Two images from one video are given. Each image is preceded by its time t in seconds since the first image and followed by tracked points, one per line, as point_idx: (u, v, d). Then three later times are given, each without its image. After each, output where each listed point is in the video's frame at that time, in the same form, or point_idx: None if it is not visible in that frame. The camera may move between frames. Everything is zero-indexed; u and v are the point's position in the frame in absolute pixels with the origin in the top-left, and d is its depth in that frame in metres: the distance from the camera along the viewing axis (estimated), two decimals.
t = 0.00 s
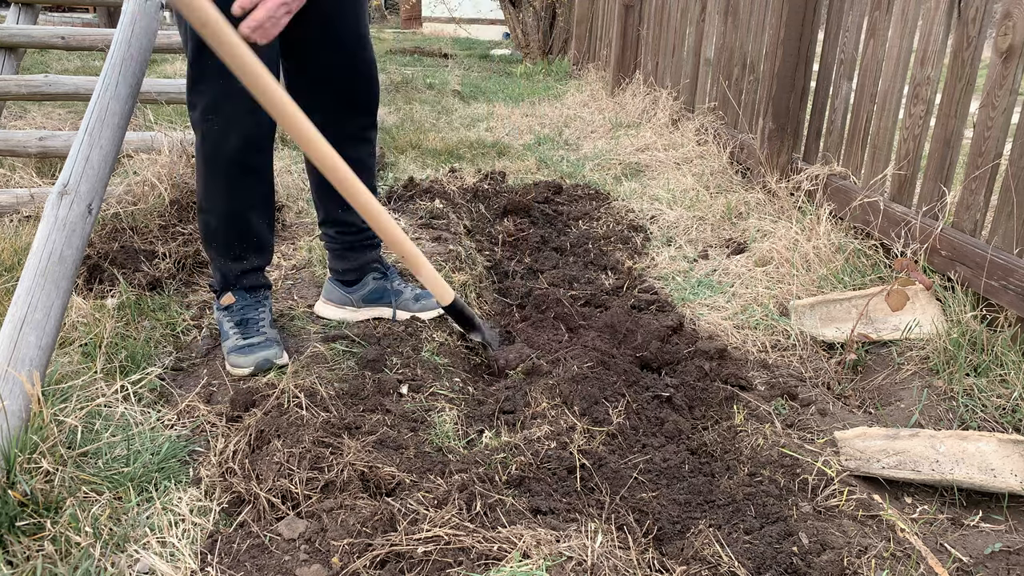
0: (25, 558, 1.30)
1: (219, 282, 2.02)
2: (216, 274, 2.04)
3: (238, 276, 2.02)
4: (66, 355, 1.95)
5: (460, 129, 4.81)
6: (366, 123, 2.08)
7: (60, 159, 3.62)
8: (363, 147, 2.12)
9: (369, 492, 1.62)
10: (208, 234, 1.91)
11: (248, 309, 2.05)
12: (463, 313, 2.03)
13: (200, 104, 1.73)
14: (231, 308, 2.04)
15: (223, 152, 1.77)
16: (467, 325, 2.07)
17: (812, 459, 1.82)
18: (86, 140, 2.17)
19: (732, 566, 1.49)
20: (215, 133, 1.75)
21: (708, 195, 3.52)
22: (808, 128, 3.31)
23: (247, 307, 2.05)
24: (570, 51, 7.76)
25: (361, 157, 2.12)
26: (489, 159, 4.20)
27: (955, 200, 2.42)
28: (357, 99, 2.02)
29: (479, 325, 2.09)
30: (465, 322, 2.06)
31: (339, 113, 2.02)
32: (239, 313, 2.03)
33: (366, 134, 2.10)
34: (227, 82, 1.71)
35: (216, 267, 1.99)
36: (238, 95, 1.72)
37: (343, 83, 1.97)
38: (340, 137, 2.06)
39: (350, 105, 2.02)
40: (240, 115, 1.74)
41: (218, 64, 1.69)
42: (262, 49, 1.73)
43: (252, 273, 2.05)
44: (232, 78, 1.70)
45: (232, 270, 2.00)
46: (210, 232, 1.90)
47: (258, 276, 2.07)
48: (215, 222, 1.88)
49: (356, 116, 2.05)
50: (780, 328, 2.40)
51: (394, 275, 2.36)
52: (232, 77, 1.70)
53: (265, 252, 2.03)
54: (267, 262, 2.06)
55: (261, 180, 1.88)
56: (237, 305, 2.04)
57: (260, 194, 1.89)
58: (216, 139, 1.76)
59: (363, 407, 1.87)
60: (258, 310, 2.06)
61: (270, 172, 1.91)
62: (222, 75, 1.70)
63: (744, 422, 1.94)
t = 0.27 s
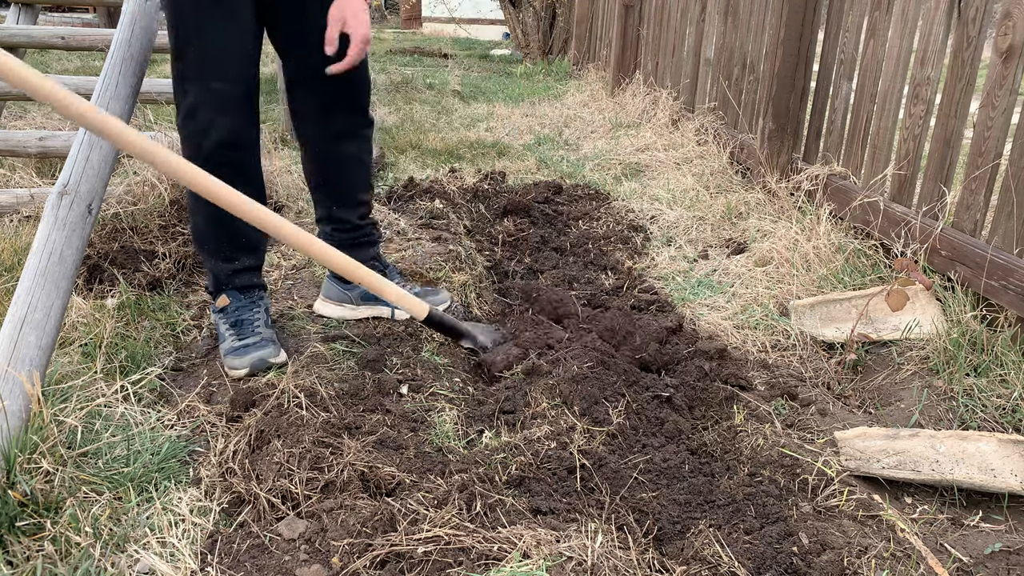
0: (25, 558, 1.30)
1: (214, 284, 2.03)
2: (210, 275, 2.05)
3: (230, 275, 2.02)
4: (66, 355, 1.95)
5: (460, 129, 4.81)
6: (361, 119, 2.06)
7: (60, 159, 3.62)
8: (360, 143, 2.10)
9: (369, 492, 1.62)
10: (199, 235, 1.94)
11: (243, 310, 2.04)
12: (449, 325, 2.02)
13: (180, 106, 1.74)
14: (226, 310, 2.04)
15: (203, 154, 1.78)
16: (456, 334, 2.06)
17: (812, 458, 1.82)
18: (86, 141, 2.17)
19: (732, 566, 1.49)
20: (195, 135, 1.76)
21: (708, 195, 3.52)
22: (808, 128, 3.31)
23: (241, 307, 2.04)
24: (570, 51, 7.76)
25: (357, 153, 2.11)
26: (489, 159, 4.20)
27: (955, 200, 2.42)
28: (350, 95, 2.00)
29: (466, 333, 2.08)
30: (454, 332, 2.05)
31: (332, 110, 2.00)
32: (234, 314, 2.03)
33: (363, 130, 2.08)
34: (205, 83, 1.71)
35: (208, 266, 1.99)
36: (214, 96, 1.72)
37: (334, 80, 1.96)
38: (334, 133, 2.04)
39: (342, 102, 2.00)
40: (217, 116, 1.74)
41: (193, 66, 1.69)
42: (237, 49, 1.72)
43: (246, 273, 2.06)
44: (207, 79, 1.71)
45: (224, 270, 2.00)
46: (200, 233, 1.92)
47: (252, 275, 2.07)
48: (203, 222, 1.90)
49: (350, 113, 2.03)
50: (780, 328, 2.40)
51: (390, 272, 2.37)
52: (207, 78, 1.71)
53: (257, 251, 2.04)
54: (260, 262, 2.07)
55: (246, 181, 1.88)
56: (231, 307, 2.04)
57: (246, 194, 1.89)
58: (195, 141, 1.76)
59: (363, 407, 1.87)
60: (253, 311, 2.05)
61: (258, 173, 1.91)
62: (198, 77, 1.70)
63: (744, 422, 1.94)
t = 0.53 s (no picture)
0: (25, 558, 1.30)
1: (211, 285, 2.03)
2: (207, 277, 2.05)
3: (226, 275, 2.02)
4: (66, 355, 1.95)
5: (460, 129, 4.81)
6: (351, 120, 2.05)
7: (60, 159, 3.62)
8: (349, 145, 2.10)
9: (369, 492, 1.62)
10: (193, 234, 1.93)
11: (241, 310, 2.05)
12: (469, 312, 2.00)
13: (172, 105, 1.72)
14: (224, 310, 2.04)
15: (196, 153, 1.77)
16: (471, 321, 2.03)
17: (812, 459, 1.82)
18: (86, 140, 2.17)
19: (732, 566, 1.49)
20: (188, 135, 1.75)
21: (708, 195, 3.52)
22: (808, 128, 3.31)
23: (240, 307, 2.05)
24: (570, 51, 7.77)
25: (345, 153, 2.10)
26: (489, 159, 4.20)
27: (955, 200, 2.42)
28: (341, 96, 1.99)
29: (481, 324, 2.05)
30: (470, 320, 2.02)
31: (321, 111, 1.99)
32: (232, 315, 2.03)
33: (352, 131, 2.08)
34: (197, 84, 1.69)
35: (204, 266, 1.99)
36: (207, 96, 1.71)
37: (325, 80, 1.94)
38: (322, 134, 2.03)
39: (334, 103, 1.98)
40: (210, 116, 1.73)
41: (186, 66, 1.67)
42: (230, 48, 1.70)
43: (241, 273, 2.05)
44: (200, 80, 1.69)
45: (220, 270, 2.00)
46: (195, 232, 1.92)
47: (249, 275, 2.07)
48: (198, 223, 1.89)
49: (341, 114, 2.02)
50: (780, 328, 2.40)
51: (360, 274, 2.35)
52: (200, 78, 1.68)
53: (253, 251, 2.04)
54: (256, 261, 2.07)
55: (240, 180, 1.88)
56: (230, 307, 2.04)
57: (240, 194, 1.89)
58: (188, 141, 1.76)
59: (363, 407, 1.87)
60: (252, 311, 2.05)
61: (251, 172, 1.90)
62: (191, 77, 1.68)
63: (744, 422, 1.94)
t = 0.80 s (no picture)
0: (25, 558, 1.30)
1: (208, 284, 2.02)
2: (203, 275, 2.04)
3: (221, 274, 2.00)
4: (66, 355, 1.95)
5: (460, 129, 4.81)
6: (347, 125, 2.05)
7: (60, 159, 3.62)
8: (345, 150, 2.10)
9: (369, 492, 1.62)
10: (190, 232, 1.92)
11: (239, 309, 2.04)
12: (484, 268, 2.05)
13: (171, 101, 1.73)
14: (222, 310, 2.03)
15: (194, 150, 1.77)
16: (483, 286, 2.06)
17: (812, 459, 1.82)
18: (86, 140, 2.17)
19: (732, 566, 1.48)
20: (186, 130, 1.75)
21: (708, 195, 3.52)
22: (808, 128, 3.31)
23: (237, 307, 2.04)
24: (570, 51, 7.77)
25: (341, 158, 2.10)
26: (489, 159, 4.20)
27: (955, 200, 2.42)
28: (339, 100, 1.99)
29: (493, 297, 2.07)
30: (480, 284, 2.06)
31: (317, 114, 2.00)
32: (229, 315, 2.02)
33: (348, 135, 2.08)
34: (195, 80, 1.69)
35: (200, 265, 1.98)
36: (205, 92, 1.71)
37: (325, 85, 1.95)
38: (318, 137, 2.03)
39: (328, 107, 1.99)
40: (208, 112, 1.73)
41: (185, 61, 1.68)
42: (230, 45, 1.70)
43: (238, 272, 2.04)
44: (199, 75, 1.69)
45: (215, 269, 1.98)
46: (192, 230, 1.91)
47: (245, 274, 2.05)
48: (194, 221, 1.89)
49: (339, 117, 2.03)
50: (780, 328, 2.40)
51: (359, 276, 2.34)
52: (199, 74, 1.69)
53: (249, 250, 2.03)
54: (252, 260, 2.06)
55: (237, 177, 1.88)
56: (227, 307, 2.03)
57: (236, 192, 1.89)
58: (186, 136, 1.76)
59: (363, 407, 1.87)
60: (249, 310, 2.05)
61: (248, 169, 1.91)
62: (190, 73, 1.69)
63: (744, 422, 1.94)
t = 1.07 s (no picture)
0: (25, 558, 1.30)
1: (212, 281, 1.98)
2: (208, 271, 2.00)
3: (229, 272, 1.97)
4: (66, 355, 1.95)
5: (460, 129, 4.81)
6: (353, 126, 2.07)
7: (60, 159, 3.62)
8: (352, 150, 2.12)
9: (369, 492, 1.62)
10: (204, 227, 1.89)
11: (242, 307, 2.02)
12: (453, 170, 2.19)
13: (204, 92, 1.73)
14: (224, 308, 2.00)
15: (221, 142, 1.76)
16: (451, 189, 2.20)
17: (812, 459, 1.82)
18: (86, 140, 2.17)
19: (732, 566, 1.48)
20: (216, 121, 1.74)
21: (708, 195, 3.52)
22: (808, 128, 3.31)
23: (240, 305, 2.01)
24: (570, 52, 7.77)
25: (346, 159, 2.11)
26: (489, 159, 4.20)
27: (955, 200, 2.42)
28: (346, 100, 2.01)
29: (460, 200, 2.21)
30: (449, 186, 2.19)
31: (323, 113, 2.02)
32: (232, 313, 2.00)
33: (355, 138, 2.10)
34: (230, 72, 1.70)
35: (209, 262, 1.95)
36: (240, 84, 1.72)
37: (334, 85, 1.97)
38: (324, 136, 2.05)
39: (335, 105, 2.01)
40: (241, 105, 1.74)
41: (223, 53, 1.68)
42: (268, 41, 1.72)
43: (245, 270, 2.00)
44: (235, 68, 1.70)
45: (224, 266, 1.95)
46: (205, 225, 1.88)
47: (252, 273, 2.02)
48: (211, 217, 1.86)
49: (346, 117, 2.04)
50: (780, 328, 2.40)
51: (359, 277, 2.34)
52: (235, 66, 1.70)
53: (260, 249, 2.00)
54: (262, 260, 2.03)
55: (262, 175, 1.86)
56: (230, 305, 2.00)
57: (259, 191, 1.87)
58: (214, 128, 1.75)
59: (363, 407, 1.87)
60: (252, 309, 2.03)
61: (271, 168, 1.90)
62: (226, 65, 1.70)
63: (744, 422, 1.94)
